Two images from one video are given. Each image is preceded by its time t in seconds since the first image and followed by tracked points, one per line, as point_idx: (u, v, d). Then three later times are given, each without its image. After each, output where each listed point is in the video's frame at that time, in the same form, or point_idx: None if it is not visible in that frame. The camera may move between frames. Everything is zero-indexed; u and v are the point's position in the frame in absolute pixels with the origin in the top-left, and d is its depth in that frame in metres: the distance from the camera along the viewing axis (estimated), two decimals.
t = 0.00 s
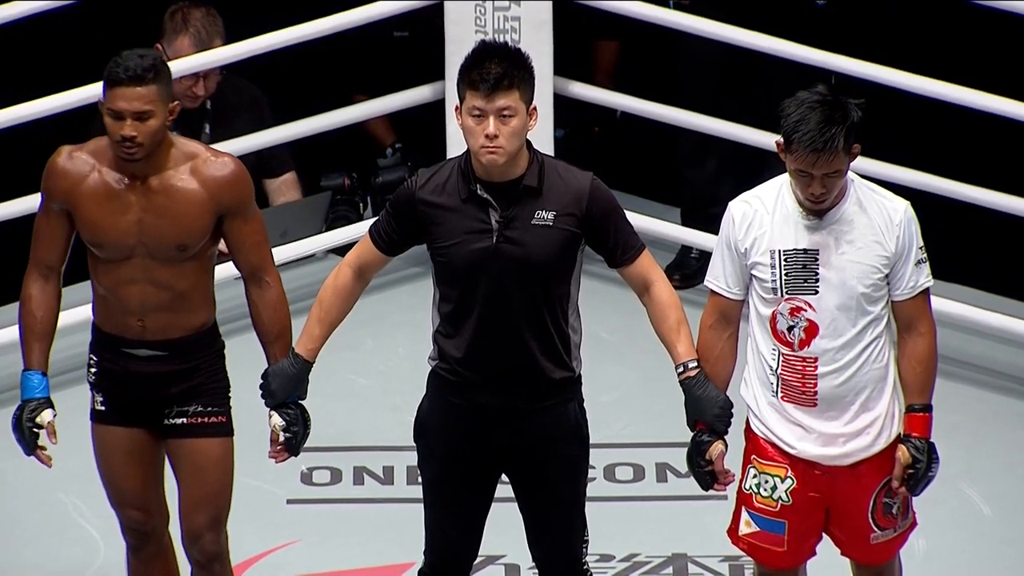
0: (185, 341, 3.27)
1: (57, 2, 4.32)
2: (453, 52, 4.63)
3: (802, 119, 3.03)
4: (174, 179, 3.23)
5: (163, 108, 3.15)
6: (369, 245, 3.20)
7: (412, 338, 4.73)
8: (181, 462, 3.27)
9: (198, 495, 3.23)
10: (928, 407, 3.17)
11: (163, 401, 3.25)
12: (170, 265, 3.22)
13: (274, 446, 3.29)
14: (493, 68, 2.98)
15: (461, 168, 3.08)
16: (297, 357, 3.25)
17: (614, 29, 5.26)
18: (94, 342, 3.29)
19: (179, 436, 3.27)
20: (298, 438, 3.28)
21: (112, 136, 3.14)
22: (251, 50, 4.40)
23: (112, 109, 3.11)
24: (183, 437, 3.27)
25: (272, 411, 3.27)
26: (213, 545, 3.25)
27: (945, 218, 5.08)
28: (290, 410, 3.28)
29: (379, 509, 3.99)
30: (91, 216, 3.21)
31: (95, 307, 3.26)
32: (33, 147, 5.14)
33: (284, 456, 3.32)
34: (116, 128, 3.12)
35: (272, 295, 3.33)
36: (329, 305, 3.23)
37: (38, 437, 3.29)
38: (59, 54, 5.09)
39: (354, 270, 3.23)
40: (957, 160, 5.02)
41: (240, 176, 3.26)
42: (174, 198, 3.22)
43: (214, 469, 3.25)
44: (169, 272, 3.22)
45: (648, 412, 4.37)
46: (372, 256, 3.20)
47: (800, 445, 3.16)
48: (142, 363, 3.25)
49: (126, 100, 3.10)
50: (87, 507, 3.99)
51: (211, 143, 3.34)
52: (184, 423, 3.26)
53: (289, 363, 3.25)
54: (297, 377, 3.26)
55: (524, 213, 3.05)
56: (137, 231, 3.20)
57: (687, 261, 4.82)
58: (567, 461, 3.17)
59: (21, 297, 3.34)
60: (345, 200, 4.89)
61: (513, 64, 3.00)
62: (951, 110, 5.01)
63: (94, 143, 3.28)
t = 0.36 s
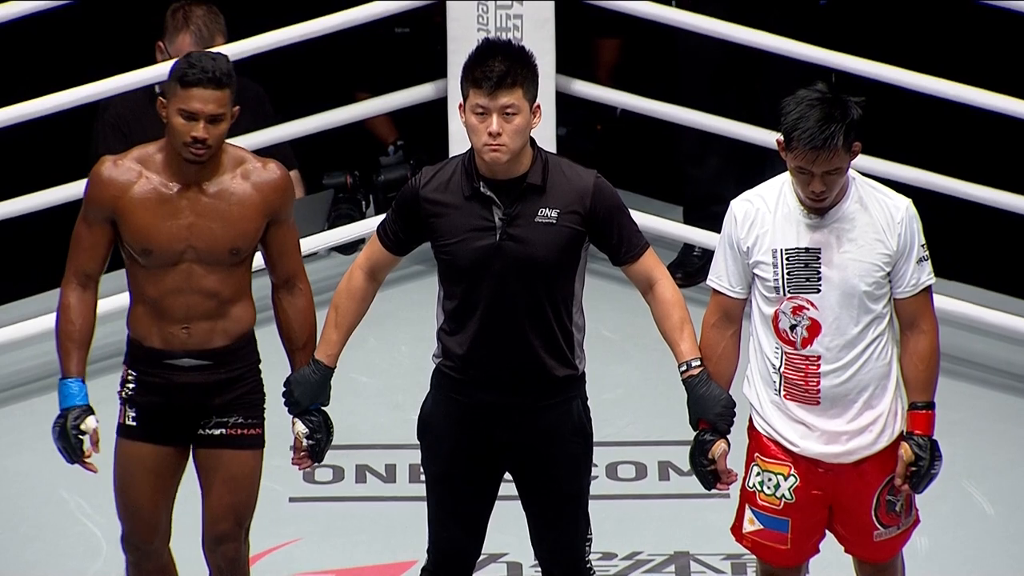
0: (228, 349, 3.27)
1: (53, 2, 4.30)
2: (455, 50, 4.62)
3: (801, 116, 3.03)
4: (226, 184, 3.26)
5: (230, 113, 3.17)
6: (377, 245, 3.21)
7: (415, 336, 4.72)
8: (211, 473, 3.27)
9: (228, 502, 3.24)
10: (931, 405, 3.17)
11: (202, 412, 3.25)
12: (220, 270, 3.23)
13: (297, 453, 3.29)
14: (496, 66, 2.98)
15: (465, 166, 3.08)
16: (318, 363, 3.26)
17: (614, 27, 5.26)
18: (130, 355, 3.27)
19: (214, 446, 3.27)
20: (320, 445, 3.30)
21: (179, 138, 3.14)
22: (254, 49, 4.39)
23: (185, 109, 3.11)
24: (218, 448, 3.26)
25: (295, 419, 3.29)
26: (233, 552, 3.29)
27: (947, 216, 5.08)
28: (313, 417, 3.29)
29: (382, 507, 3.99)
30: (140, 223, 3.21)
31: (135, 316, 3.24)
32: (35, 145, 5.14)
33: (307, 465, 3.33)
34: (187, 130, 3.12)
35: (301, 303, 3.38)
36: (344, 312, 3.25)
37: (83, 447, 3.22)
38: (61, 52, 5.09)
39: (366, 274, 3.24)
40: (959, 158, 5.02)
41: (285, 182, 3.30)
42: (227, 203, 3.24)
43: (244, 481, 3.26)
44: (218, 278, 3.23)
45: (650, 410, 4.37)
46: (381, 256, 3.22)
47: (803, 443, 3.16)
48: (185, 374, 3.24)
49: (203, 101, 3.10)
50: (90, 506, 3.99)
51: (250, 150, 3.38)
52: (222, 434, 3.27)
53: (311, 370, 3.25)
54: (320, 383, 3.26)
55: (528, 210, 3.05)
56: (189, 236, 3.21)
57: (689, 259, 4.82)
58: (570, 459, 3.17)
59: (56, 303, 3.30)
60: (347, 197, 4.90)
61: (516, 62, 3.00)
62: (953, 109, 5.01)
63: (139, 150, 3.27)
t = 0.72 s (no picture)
0: (254, 356, 3.26)
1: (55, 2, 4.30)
2: (459, 49, 4.63)
3: (806, 116, 3.03)
4: (249, 192, 3.24)
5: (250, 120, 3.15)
6: (383, 246, 3.21)
7: (419, 336, 4.73)
8: (225, 479, 3.26)
9: (243, 510, 3.25)
10: (935, 406, 3.17)
11: (227, 417, 3.25)
12: (245, 278, 3.22)
13: (307, 455, 3.30)
14: (503, 65, 2.98)
15: (472, 165, 3.08)
16: (329, 366, 3.26)
17: (619, 26, 5.25)
18: (150, 359, 3.25)
19: (237, 452, 3.26)
20: (330, 449, 3.30)
21: (201, 146, 3.12)
22: (258, 48, 4.40)
23: (205, 118, 3.09)
24: (239, 454, 3.26)
25: (306, 423, 3.29)
26: (246, 557, 3.30)
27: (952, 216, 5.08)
28: (325, 420, 3.30)
29: (386, 506, 4.00)
30: (164, 233, 3.18)
31: (160, 325, 3.22)
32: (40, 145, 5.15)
33: (317, 467, 3.33)
34: (208, 138, 3.10)
35: (319, 307, 3.38)
36: (354, 313, 3.26)
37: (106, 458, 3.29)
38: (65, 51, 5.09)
39: (372, 275, 3.25)
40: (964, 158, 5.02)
41: (308, 188, 3.29)
42: (251, 210, 3.23)
43: (261, 488, 3.26)
44: (243, 285, 3.22)
45: (655, 409, 4.37)
46: (387, 256, 3.22)
47: (807, 443, 3.16)
48: (211, 380, 3.23)
49: (222, 109, 3.09)
50: (95, 506, 3.99)
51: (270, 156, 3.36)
52: (244, 441, 3.26)
53: (324, 374, 3.26)
54: (333, 388, 3.27)
55: (534, 210, 3.05)
56: (214, 245, 3.19)
57: (693, 258, 4.82)
58: (573, 459, 3.17)
59: (82, 309, 3.30)
60: (351, 196, 4.90)
61: (523, 61, 3.00)
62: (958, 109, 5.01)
63: (161, 160, 3.24)
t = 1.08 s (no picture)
0: (239, 363, 3.25)
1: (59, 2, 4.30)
2: (466, 48, 4.63)
3: (812, 113, 3.03)
4: (233, 194, 3.22)
5: (230, 119, 3.14)
6: (390, 245, 3.21)
7: (426, 334, 4.73)
8: (215, 487, 3.26)
9: (238, 515, 3.25)
10: (943, 404, 3.17)
11: (217, 426, 3.23)
12: (231, 282, 3.21)
13: (314, 455, 3.28)
14: (516, 65, 2.98)
15: (481, 165, 3.08)
16: (335, 364, 3.26)
17: (627, 25, 5.26)
18: (135, 370, 3.23)
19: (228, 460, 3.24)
20: (337, 447, 3.28)
21: (182, 148, 3.11)
22: (263, 48, 4.39)
23: (184, 119, 3.08)
24: (230, 462, 3.25)
25: (311, 422, 3.27)
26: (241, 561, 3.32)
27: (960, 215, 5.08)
28: (329, 419, 3.29)
29: (394, 505, 4.00)
30: (149, 239, 3.17)
31: (144, 333, 3.20)
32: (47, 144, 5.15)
33: (325, 466, 3.31)
34: (189, 139, 3.09)
35: (314, 310, 3.37)
36: (360, 312, 3.26)
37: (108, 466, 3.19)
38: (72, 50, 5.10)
39: (379, 273, 3.25)
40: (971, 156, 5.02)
41: (291, 190, 3.28)
42: (235, 213, 3.21)
43: (253, 494, 3.27)
44: (229, 289, 3.21)
45: (662, 408, 4.37)
46: (395, 256, 3.22)
47: (815, 443, 3.16)
48: (200, 389, 3.21)
49: (201, 108, 3.08)
50: (101, 504, 4.00)
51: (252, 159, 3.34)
52: (235, 448, 3.24)
53: (328, 371, 3.25)
54: (336, 385, 3.26)
55: (543, 210, 3.05)
56: (199, 249, 3.18)
57: (701, 257, 4.82)
58: (581, 458, 3.17)
59: (70, 318, 3.25)
60: (358, 196, 4.90)
61: (536, 62, 3.00)
62: (965, 107, 5.01)
63: (143, 165, 3.23)
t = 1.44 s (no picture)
0: (195, 370, 3.24)
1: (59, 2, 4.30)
2: (470, 48, 4.63)
3: (815, 111, 3.03)
4: (198, 203, 3.22)
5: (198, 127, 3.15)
6: (390, 245, 3.21)
7: (430, 334, 4.73)
8: (186, 497, 3.25)
9: (213, 526, 3.26)
10: (947, 403, 3.16)
11: (176, 434, 3.22)
12: (191, 290, 3.20)
13: (316, 455, 3.28)
14: (519, 65, 2.98)
15: (484, 165, 3.08)
16: (333, 363, 3.25)
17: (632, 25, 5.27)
18: (90, 377, 3.22)
19: (191, 470, 3.24)
20: (338, 445, 3.29)
21: (150, 155, 3.11)
22: (265, 48, 4.39)
23: (153, 126, 3.09)
24: (197, 472, 3.24)
25: (311, 422, 3.27)
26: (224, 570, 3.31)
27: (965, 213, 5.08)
28: (329, 419, 3.29)
29: (398, 504, 4.00)
30: (112, 244, 3.16)
31: (101, 338, 3.19)
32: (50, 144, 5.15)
33: (326, 466, 3.31)
34: (157, 145, 3.09)
35: (294, 314, 3.38)
36: (358, 311, 3.24)
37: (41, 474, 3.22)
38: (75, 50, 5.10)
39: (377, 274, 3.24)
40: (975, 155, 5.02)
41: (257, 201, 3.28)
42: (200, 221, 3.21)
43: (224, 502, 3.26)
44: (188, 297, 3.20)
45: (665, 407, 4.37)
46: (395, 257, 3.21)
47: (819, 442, 3.16)
48: (157, 395, 3.20)
49: (169, 115, 3.09)
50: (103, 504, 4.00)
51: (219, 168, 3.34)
52: (199, 457, 3.24)
53: (327, 371, 3.25)
54: (333, 385, 3.26)
55: (545, 210, 3.05)
56: (162, 256, 3.18)
57: (705, 256, 4.82)
58: (586, 458, 3.17)
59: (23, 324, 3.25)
60: (362, 195, 4.91)
61: (539, 62, 3.00)
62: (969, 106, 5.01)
63: (110, 170, 3.22)
